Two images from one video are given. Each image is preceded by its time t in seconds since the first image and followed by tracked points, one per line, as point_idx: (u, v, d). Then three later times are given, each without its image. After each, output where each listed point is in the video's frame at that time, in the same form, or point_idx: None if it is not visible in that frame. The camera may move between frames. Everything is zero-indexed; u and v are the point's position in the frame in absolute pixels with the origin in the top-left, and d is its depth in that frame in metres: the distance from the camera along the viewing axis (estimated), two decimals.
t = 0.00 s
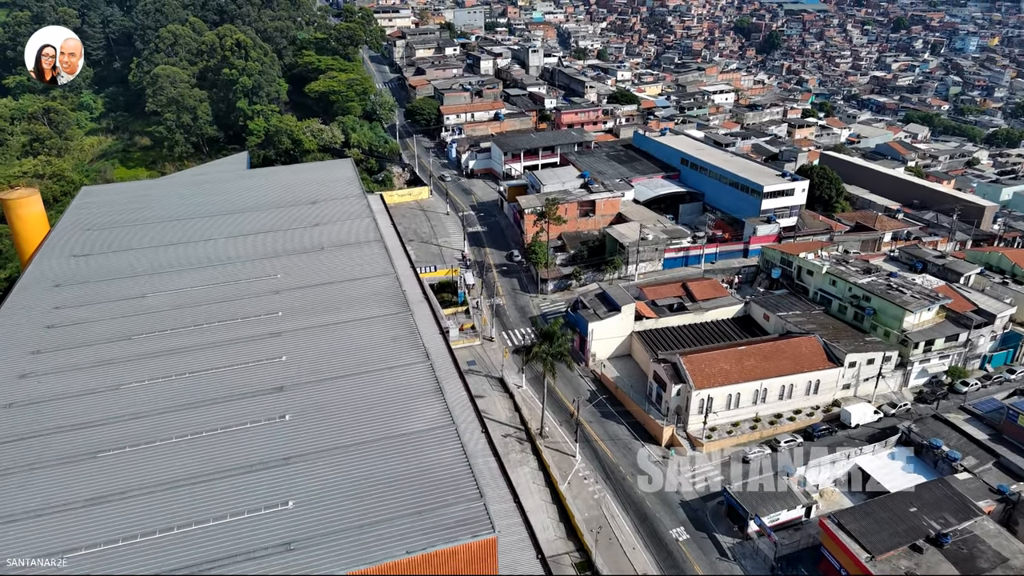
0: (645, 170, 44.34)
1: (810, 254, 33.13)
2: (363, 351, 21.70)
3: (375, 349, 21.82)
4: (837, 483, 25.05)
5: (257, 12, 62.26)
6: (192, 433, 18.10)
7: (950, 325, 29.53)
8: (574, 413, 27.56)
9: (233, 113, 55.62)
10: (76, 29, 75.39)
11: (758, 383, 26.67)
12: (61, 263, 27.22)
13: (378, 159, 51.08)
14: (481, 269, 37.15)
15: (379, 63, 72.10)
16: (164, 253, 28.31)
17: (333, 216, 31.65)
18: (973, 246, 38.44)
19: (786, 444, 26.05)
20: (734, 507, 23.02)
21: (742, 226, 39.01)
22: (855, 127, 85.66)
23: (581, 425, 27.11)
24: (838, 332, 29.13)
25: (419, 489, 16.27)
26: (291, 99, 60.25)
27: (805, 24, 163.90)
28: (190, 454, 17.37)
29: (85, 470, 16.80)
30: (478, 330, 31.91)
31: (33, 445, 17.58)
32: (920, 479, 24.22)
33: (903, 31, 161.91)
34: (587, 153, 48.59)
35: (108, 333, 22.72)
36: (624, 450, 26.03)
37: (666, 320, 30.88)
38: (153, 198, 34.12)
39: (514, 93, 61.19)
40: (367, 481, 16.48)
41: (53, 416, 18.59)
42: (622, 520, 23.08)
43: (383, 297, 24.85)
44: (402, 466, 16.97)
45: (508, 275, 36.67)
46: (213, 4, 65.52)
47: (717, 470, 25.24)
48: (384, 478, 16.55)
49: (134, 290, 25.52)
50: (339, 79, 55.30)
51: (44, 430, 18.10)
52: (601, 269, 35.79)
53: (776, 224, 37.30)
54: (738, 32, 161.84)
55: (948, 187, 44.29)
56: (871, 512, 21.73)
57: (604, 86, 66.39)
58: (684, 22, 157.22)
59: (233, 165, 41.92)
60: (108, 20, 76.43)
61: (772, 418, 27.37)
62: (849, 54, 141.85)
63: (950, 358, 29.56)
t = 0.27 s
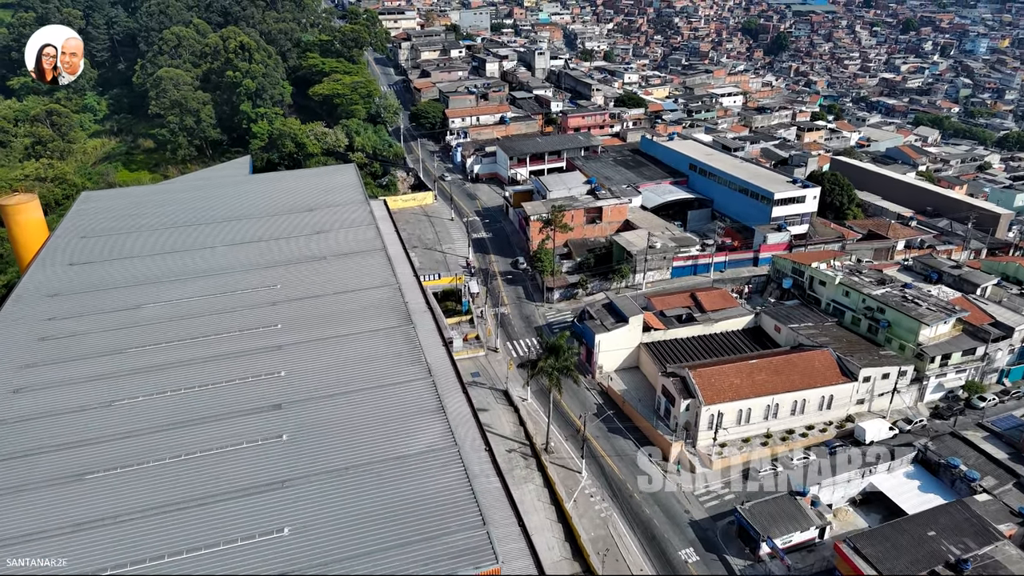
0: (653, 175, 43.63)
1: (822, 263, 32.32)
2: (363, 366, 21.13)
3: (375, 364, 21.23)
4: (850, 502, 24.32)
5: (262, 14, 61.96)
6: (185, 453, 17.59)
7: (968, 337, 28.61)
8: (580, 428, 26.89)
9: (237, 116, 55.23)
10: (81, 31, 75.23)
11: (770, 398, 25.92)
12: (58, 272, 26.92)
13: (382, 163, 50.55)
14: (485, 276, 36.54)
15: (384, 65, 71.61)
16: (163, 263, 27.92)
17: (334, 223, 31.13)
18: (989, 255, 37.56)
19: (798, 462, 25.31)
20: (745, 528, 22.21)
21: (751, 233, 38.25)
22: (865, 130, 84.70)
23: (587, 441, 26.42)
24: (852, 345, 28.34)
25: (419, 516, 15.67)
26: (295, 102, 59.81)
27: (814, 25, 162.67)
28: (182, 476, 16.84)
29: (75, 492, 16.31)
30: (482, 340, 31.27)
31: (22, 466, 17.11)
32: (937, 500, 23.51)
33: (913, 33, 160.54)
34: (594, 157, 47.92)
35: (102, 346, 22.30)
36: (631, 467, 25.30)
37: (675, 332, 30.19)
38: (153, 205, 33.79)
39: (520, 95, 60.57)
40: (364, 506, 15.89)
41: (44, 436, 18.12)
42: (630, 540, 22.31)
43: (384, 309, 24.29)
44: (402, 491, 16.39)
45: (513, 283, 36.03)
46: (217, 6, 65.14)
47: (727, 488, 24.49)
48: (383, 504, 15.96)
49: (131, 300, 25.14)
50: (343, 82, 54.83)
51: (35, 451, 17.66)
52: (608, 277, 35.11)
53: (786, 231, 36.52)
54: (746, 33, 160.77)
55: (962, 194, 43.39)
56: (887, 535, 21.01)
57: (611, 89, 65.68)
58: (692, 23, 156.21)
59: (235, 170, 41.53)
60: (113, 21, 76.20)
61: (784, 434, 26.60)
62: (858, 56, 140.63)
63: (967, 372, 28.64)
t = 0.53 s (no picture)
0: (659, 181, 42.92)
1: (832, 273, 31.57)
2: (362, 383, 20.50)
3: (374, 380, 20.63)
4: (863, 522, 23.57)
5: (264, 16, 61.52)
6: (176, 476, 17.04)
7: (983, 351, 27.85)
8: (584, 443, 26.22)
9: (238, 119, 54.73)
10: (83, 32, 74.90)
11: (779, 414, 25.17)
12: (52, 281, 26.46)
13: (384, 167, 50.00)
14: (488, 284, 35.92)
15: (387, 67, 71.09)
16: (158, 272, 27.39)
17: (334, 231, 30.51)
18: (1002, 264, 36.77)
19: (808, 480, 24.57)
20: (754, 550, 21.48)
21: (759, 241, 37.55)
22: (872, 133, 83.85)
23: (592, 457, 25.72)
24: (864, 359, 27.59)
25: (417, 544, 15.05)
26: (297, 105, 59.28)
27: (820, 27, 161.64)
28: (172, 500, 16.28)
29: (62, 517, 15.80)
30: (484, 351, 30.64)
31: (7, 489, 16.62)
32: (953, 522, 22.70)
33: (920, 34, 159.37)
34: (599, 162, 47.28)
35: (94, 359, 21.77)
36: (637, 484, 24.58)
37: (681, 344, 29.48)
38: (151, 211, 33.27)
39: (524, 99, 59.93)
40: (361, 534, 15.28)
41: (32, 456, 17.63)
42: (635, 561, 21.54)
43: (384, 321, 23.65)
44: (399, 517, 15.76)
45: (517, 291, 35.40)
46: (219, 8, 64.64)
47: (736, 507, 23.76)
48: (380, 531, 15.35)
49: (125, 311, 24.60)
50: (345, 84, 54.22)
51: (22, 471, 17.17)
52: (613, 286, 34.43)
53: (796, 240, 35.78)
54: (752, 35, 159.83)
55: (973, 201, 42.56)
56: (902, 560, 20.28)
57: (616, 91, 64.98)
58: (697, 24, 155.37)
59: (235, 174, 40.99)
60: (115, 23, 75.85)
61: (794, 451, 25.83)
62: (864, 57, 139.62)
63: (981, 387, 27.89)
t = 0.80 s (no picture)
0: (663, 187, 42.26)
1: (841, 283, 30.87)
2: (358, 401, 19.85)
3: (372, 397, 20.02)
4: (875, 542, 22.88)
5: (263, 18, 60.99)
6: (166, 501, 16.42)
7: (996, 365, 27.17)
8: (588, 459, 25.53)
9: (237, 122, 54.17)
10: (83, 34, 74.43)
11: (788, 430, 24.45)
12: (43, 292, 25.90)
13: (384, 172, 49.44)
14: (490, 293, 35.28)
15: (387, 69, 70.55)
16: (152, 282, 26.80)
17: (332, 240, 29.90)
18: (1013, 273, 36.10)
19: (819, 498, 23.85)
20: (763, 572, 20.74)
21: (765, 249, 36.85)
22: (877, 136, 83.11)
23: (595, 474, 25.01)
24: (874, 372, 26.91)
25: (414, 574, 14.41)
26: (296, 108, 58.71)
27: (823, 28, 160.86)
28: (161, 527, 15.67)
29: (46, 545, 15.20)
30: (485, 362, 30.01)
31: None
32: (969, 545, 21.95)
33: (924, 35, 158.50)
34: (602, 167, 46.66)
35: (84, 375, 21.16)
36: (642, 502, 23.87)
37: (687, 356, 28.83)
38: (147, 219, 32.70)
39: (526, 102, 59.33)
40: (355, 563, 14.65)
41: (18, 478, 17.04)
42: None
43: (382, 335, 23.00)
44: (395, 545, 15.13)
45: (518, 300, 34.76)
46: (218, 10, 64.08)
47: (744, 526, 23.03)
48: (375, 561, 14.71)
49: (117, 324, 24.01)
50: (345, 88, 53.57)
51: (5, 495, 16.57)
52: (617, 295, 33.79)
53: (803, 248, 35.12)
54: (754, 36, 159.10)
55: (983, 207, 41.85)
56: None
57: (619, 95, 64.37)
58: (700, 25, 154.69)
59: (233, 180, 40.40)
60: (114, 24, 75.35)
61: (803, 468, 25.12)
62: (868, 59, 138.79)
63: (995, 401, 27.20)
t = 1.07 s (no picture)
0: (669, 193, 41.54)
1: (851, 294, 30.16)
2: (355, 420, 19.21)
3: (369, 416, 19.38)
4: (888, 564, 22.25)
5: (264, 20, 60.43)
6: (154, 527, 15.79)
7: (1012, 380, 26.43)
8: (593, 476, 24.83)
9: (237, 125, 53.63)
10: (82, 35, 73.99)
11: (799, 447, 23.77)
12: (34, 303, 25.31)
13: (385, 176, 48.85)
14: (492, 301, 34.64)
15: (389, 72, 69.96)
16: (147, 292, 26.22)
17: (331, 248, 29.31)
18: None
19: (830, 518, 23.11)
20: None
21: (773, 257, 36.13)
22: (883, 140, 82.27)
23: (600, 491, 24.31)
24: (886, 387, 26.20)
25: None
26: (297, 111, 58.15)
27: (828, 29, 159.97)
28: (148, 554, 15.05)
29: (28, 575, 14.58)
30: (487, 374, 29.34)
31: None
32: (987, 568, 21.18)
33: (929, 37, 157.47)
34: (606, 172, 45.98)
35: (73, 390, 20.57)
36: (648, 521, 23.14)
37: (693, 368, 28.16)
38: (142, 226, 32.13)
39: (529, 105, 58.70)
40: None
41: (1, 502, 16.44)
42: None
43: (381, 349, 22.35)
44: None
45: (521, 309, 34.09)
46: (218, 12, 63.55)
47: (753, 546, 22.29)
48: None
49: (110, 336, 23.42)
50: (346, 91, 52.96)
51: None
52: (621, 304, 33.10)
53: (811, 256, 34.42)
54: (758, 37, 158.26)
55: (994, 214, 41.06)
56: None
57: (623, 98, 63.70)
58: (703, 26, 153.92)
59: (231, 185, 39.84)
60: (114, 25, 74.85)
61: (813, 486, 24.42)
62: (873, 60, 137.87)
63: (1011, 417, 26.44)
